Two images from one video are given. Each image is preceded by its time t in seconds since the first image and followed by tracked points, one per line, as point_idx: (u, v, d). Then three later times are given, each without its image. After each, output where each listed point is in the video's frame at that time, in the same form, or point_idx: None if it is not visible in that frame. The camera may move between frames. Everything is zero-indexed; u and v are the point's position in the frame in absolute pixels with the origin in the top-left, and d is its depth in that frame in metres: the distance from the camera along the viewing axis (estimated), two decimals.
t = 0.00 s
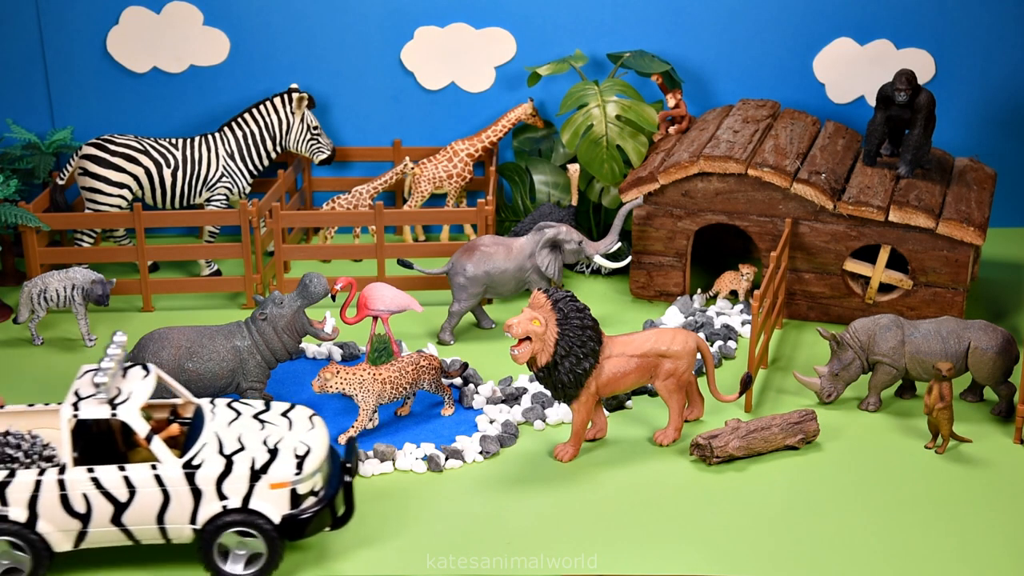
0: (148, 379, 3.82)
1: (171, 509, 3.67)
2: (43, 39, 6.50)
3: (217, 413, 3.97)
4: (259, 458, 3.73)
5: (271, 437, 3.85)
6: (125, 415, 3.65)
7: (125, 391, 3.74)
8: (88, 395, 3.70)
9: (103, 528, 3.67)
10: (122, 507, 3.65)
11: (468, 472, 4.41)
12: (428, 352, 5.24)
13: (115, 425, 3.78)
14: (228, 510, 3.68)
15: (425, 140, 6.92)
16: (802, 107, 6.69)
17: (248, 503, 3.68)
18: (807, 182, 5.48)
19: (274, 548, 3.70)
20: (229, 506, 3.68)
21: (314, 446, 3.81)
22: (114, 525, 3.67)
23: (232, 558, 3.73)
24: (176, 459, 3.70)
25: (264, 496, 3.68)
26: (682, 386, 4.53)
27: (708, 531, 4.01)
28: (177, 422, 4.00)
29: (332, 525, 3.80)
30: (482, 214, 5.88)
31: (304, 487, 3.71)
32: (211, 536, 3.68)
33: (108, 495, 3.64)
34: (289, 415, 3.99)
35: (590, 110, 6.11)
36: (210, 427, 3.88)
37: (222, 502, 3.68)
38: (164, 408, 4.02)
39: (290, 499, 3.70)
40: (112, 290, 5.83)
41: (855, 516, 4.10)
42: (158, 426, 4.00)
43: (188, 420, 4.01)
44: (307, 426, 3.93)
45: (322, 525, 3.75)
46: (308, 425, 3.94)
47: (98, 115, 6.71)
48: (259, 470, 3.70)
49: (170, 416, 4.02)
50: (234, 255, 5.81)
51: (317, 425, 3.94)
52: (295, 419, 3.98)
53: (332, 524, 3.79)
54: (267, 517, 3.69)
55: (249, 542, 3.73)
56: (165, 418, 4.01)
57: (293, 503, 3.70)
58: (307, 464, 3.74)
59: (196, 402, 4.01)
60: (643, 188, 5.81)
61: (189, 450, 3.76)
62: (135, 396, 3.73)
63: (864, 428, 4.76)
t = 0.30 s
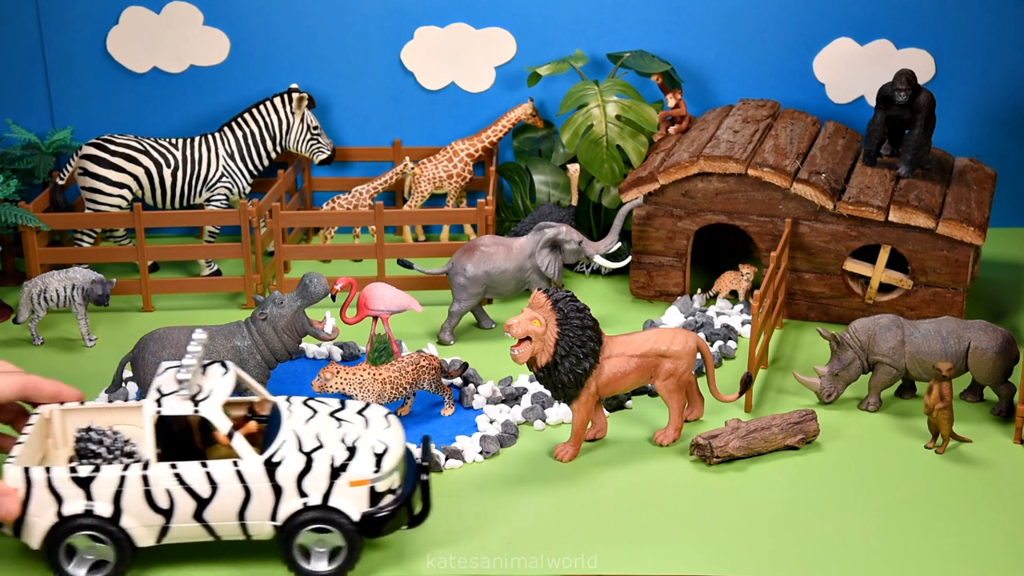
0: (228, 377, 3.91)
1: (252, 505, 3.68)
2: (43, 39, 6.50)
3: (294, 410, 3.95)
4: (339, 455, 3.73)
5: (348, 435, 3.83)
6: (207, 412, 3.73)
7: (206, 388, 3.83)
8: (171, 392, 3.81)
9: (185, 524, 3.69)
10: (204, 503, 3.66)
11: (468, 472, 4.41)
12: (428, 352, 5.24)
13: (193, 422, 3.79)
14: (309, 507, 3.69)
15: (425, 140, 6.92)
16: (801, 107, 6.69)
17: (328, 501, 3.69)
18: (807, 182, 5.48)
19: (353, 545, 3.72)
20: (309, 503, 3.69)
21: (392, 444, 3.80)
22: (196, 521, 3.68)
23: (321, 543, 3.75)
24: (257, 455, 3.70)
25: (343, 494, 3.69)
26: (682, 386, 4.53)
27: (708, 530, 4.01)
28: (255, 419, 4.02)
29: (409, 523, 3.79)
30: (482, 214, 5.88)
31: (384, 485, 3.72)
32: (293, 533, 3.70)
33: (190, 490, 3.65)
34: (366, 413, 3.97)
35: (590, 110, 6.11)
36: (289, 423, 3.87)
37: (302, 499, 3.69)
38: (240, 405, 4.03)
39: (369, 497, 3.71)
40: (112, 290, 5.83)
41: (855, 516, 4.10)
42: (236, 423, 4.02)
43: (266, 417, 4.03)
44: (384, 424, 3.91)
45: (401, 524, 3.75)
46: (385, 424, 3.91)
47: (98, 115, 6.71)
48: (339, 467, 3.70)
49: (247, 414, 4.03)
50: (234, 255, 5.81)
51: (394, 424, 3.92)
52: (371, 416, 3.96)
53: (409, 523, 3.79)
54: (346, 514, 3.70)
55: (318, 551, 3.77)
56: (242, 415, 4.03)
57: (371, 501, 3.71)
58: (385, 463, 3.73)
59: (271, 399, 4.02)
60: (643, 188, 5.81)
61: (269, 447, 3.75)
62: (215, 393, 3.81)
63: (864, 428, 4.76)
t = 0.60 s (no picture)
0: (309, 373, 3.81)
1: (335, 504, 3.66)
2: (43, 39, 6.50)
3: (372, 409, 3.90)
4: (421, 454, 3.70)
5: (428, 434, 3.80)
6: (291, 411, 3.66)
7: (288, 386, 3.75)
8: (254, 391, 3.74)
9: (269, 521, 3.67)
10: (288, 501, 3.64)
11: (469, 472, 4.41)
12: (428, 352, 5.24)
13: (272, 421, 3.75)
14: (392, 505, 3.67)
15: (425, 140, 6.92)
16: (801, 107, 6.69)
17: (411, 499, 3.68)
18: (807, 182, 5.48)
19: (434, 542, 3.70)
20: (392, 502, 3.67)
21: (471, 443, 3.76)
22: (280, 518, 3.66)
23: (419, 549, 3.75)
24: (340, 454, 3.67)
25: (426, 492, 3.67)
26: (682, 386, 4.53)
27: (707, 531, 4.01)
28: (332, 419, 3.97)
29: (488, 523, 3.78)
30: (482, 214, 5.88)
31: (464, 484, 3.70)
32: (374, 531, 3.68)
33: (275, 488, 3.63)
34: (443, 412, 3.93)
35: (590, 110, 6.11)
36: (368, 422, 3.82)
37: (385, 498, 3.67)
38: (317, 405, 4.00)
39: (451, 496, 3.69)
40: (112, 290, 5.83)
41: (854, 516, 4.10)
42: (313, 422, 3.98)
43: (344, 415, 3.98)
44: (461, 423, 3.87)
45: (481, 523, 3.74)
46: (463, 423, 3.88)
47: (99, 115, 6.71)
48: (421, 466, 3.67)
49: (324, 412, 3.99)
50: (234, 255, 5.81)
51: (471, 424, 3.89)
52: (449, 415, 3.93)
53: (488, 523, 3.78)
54: (427, 512, 3.68)
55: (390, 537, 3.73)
56: (320, 414, 3.99)
57: (453, 500, 3.70)
58: (466, 462, 3.71)
59: (348, 397, 3.95)
60: (643, 188, 5.81)
61: (350, 445, 3.71)
62: (298, 392, 3.73)
63: (864, 428, 4.76)
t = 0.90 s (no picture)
0: (371, 373, 3.85)
1: (398, 503, 3.66)
2: (43, 39, 6.50)
3: (432, 408, 3.91)
4: (483, 452, 3.69)
5: (490, 433, 3.80)
6: (356, 410, 3.69)
7: (351, 385, 3.78)
8: (318, 389, 3.77)
9: (333, 520, 3.67)
10: (352, 499, 3.64)
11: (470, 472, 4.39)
12: (428, 352, 5.24)
13: (331, 420, 3.79)
14: (456, 504, 3.67)
15: (425, 140, 6.92)
16: (801, 107, 6.69)
17: (475, 498, 3.68)
18: (807, 182, 5.48)
19: (496, 540, 3.70)
20: (456, 500, 3.67)
21: (533, 442, 3.75)
22: (344, 517, 3.66)
23: (466, 567, 3.73)
24: (404, 452, 3.68)
25: (488, 491, 3.67)
26: (682, 386, 4.52)
27: (707, 531, 4.00)
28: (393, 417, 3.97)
29: (550, 523, 3.75)
30: (482, 214, 5.88)
31: (527, 483, 3.69)
32: (438, 530, 3.68)
33: (339, 487, 3.63)
34: (503, 411, 3.93)
35: (590, 110, 6.11)
36: (429, 422, 3.83)
37: (448, 497, 3.67)
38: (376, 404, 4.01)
39: (514, 494, 3.69)
40: (112, 290, 5.83)
41: (854, 517, 4.10)
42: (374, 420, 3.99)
43: (404, 415, 3.98)
44: (522, 423, 3.86)
45: (543, 522, 3.73)
46: (523, 423, 3.87)
47: (99, 115, 6.71)
48: (484, 464, 3.67)
49: (384, 411, 4.00)
50: (234, 255, 5.81)
51: (531, 423, 3.88)
52: (509, 415, 3.92)
53: (550, 523, 3.77)
54: (489, 510, 3.68)
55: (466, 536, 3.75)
56: (381, 413, 4.00)
57: (516, 499, 3.69)
58: (529, 461, 3.70)
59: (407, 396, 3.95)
60: (643, 188, 5.81)
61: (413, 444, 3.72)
62: (362, 391, 3.76)
63: (863, 428, 4.76)
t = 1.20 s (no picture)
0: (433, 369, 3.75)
1: (463, 501, 3.65)
2: (43, 39, 6.50)
3: (494, 408, 3.86)
4: (548, 451, 3.66)
5: (553, 432, 3.76)
6: (421, 409, 3.63)
7: (416, 382, 3.69)
8: (383, 387, 3.69)
9: (398, 518, 3.66)
10: (417, 497, 3.63)
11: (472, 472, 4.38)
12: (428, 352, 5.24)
13: (393, 420, 3.74)
14: (521, 503, 3.65)
15: (425, 140, 6.92)
16: (801, 107, 6.69)
17: (539, 497, 3.65)
18: (807, 182, 5.48)
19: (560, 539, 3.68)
20: (521, 500, 3.65)
21: (596, 441, 3.71)
22: (409, 515, 3.66)
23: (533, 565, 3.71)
24: (468, 450, 3.66)
25: (553, 490, 3.64)
26: (682, 386, 4.52)
27: (707, 531, 4.00)
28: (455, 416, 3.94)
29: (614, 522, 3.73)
30: (482, 214, 5.88)
31: (591, 483, 3.66)
32: (502, 530, 3.66)
33: (404, 484, 3.62)
34: (565, 410, 3.90)
35: (590, 110, 6.11)
36: (491, 420, 3.80)
37: (513, 496, 3.65)
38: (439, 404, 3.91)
39: (578, 494, 3.66)
40: (112, 290, 5.83)
41: (854, 517, 4.10)
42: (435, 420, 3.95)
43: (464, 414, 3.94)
44: (584, 422, 3.82)
45: (606, 522, 3.71)
46: (584, 421, 3.83)
47: (99, 115, 6.71)
48: (549, 464, 3.63)
49: (446, 410, 3.96)
50: (234, 255, 5.81)
51: (593, 422, 3.84)
52: (571, 413, 3.88)
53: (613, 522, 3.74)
54: (554, 509, 3.65)
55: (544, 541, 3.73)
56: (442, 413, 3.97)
57: (580, 498, 3.66)
58: (593, 460, 3.66)
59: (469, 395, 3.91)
60: (643, 188, 5.81)
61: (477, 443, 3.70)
62: (427, 390, 3.67)
63: (863, 428, 4.76)
